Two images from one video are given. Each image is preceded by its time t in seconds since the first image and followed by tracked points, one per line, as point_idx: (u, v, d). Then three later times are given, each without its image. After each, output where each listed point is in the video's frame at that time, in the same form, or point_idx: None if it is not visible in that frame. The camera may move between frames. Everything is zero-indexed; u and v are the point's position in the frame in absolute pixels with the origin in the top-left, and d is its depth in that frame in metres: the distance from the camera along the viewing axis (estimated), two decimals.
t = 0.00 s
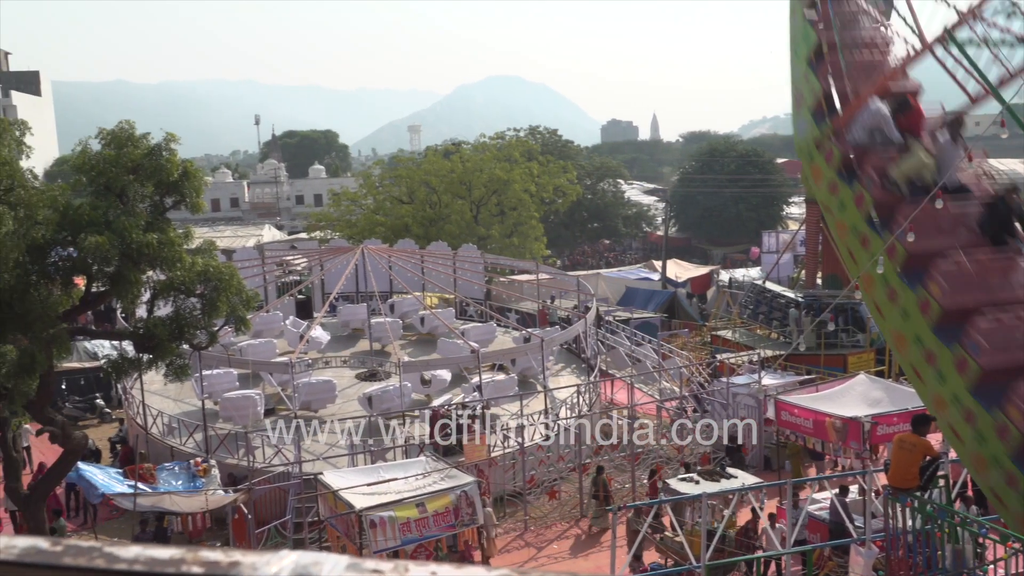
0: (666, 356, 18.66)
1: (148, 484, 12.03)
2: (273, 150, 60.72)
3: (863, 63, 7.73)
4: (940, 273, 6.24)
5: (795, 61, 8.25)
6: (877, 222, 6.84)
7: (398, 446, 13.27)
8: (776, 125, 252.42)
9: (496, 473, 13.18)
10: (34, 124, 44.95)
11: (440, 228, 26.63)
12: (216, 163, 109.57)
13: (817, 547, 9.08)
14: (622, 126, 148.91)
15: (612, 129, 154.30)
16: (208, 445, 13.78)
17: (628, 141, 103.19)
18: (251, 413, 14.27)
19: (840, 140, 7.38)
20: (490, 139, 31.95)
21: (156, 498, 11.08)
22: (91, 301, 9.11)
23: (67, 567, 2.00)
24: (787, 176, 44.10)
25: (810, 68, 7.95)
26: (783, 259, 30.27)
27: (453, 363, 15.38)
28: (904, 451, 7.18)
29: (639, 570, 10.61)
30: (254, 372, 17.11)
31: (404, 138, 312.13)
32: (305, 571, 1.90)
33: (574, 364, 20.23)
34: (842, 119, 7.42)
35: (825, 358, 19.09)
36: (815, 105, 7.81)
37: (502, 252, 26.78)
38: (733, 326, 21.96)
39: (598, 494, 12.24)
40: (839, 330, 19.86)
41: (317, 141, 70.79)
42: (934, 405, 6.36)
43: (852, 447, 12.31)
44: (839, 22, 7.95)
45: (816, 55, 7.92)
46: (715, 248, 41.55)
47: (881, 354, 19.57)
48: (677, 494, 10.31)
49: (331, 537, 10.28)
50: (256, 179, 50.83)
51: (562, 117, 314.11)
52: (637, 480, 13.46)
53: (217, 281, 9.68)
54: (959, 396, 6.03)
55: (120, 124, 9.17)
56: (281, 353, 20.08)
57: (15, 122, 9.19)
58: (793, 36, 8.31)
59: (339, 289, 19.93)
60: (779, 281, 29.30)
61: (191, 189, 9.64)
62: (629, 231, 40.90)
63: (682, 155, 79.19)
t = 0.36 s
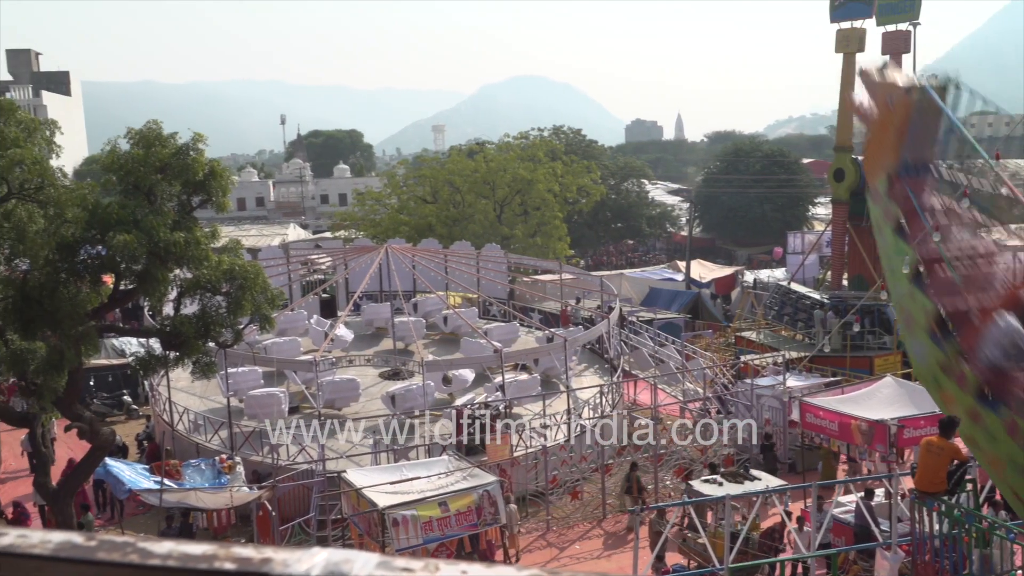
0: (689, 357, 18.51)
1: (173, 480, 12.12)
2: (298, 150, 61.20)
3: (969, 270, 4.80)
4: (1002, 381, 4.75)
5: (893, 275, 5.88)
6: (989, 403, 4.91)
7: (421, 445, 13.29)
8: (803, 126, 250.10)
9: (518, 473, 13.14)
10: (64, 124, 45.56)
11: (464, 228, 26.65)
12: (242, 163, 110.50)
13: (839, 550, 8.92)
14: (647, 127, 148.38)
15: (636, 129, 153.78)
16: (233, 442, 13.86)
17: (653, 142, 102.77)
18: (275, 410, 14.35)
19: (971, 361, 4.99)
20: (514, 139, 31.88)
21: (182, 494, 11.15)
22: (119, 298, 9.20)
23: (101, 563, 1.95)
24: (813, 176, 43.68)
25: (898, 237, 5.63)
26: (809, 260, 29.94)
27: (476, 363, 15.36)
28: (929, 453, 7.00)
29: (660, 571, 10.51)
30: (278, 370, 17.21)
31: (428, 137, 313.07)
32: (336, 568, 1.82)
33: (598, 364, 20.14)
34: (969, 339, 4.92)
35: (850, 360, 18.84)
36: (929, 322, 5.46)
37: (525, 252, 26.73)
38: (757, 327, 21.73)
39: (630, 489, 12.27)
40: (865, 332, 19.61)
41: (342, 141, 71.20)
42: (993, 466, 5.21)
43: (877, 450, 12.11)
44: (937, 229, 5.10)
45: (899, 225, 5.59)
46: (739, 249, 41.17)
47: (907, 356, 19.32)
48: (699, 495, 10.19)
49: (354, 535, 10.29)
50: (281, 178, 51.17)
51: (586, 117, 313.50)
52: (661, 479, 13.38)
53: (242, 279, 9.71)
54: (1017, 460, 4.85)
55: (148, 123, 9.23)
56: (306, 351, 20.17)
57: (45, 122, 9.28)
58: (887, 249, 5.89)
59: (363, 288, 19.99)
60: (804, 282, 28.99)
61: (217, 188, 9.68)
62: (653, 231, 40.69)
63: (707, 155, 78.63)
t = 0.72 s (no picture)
0: (714, 358, 18.36)
1: (198, 476, 12.21)
2: (323, 150, 61.52)
3: None
4: None
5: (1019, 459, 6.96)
6: None
7: (444, 444, 13.30)
8: (830, 125, 247.43)
9: (541, 472, 13.09)
10: (93, 125, 46.18)
11: (488, 228, 26.64)
12: (266, 162, 111.25)
13: (864, 554, 8.74)
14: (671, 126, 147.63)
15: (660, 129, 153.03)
16: (258, 440, 13.96)
17: (677, 142, 102.15)
18: (300, 408, 14.43)
19: None
20: (538, 139, 31.80)
21: (207, 490, 11.25)
22: (146, 296, 9.25)
23: (138, 557, 1.90)
24: (839, 177, 43.19)
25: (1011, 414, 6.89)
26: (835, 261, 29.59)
27: (499, 362, 15.33)
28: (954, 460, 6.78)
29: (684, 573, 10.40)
30: (303, 368, 17.28)
31: (452, 137, 313.69)
32: (367, 566, 1.77)
33: (621, 365, 20.05)
34: None
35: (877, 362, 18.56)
36: None
37: (548, 252, 26.66)
38: (782, 328, 21.36)
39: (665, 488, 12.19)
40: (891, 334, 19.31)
41: (366, 141, 71.49)
42: None
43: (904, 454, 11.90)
44: None
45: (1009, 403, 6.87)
46: (764, 249, 40.76)
47: (935, 359, 19.04)
48: (722, 497, 10.08)
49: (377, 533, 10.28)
50: (306, 178, 51.46)
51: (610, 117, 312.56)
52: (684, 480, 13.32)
53: (268, 278, 9.74)
54: None
55: (176, 123, 9.29)
56: (330, 349, 20.26)
57: (75, 120, 9.33)
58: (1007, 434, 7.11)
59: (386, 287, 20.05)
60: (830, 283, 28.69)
61: (244, 188, 9.73)
62: (677, 232, 40.46)
63: (732, 155, 78.03)
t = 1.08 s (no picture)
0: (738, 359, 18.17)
1: (224, 473, 12.29)
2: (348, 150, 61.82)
3: None
4: None
5: None
6: None
7: (466, 443, 13.27)
8: (857, 125, 244.64)
9: (563, 472, 12.99)
10: (122, 124, 46.75)
11: (511, 227, 26.59)
12: (291, 162, 111.77)
13: (890, 559, 8.54)
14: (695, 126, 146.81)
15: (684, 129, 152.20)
16: (281, 437, 14.01)
17: (701, 142, 101.54)
18: (323, 406, 14.46)
19: None
20: (562, 139, 31.71)
21: (232, 487, 11.30)
22: (173, 294, 9.30)
23: (173, 553, 1.85)
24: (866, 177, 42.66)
25: None
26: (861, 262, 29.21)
27: (521, 362, 15.26)
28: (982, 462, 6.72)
29: None
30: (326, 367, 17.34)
31: (476, 137, 314.00)
32: (398, 564, 1.73)
33: (644, 365, 19.92)
34: None
35: (904, 365, 18.24)
36: None
37: (572, 252, 26.52)
38: (808, 330, 21.13)
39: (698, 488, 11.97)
40: (918, 337, 18.90)
41: (391, 141, 71.72)
42: None
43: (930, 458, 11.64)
44: None
45: None
46: (789, 250, 40.29)
47: (963, 362, 18.73)
48: (746, 499, 9.96)
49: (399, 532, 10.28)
50: (331, 177, 51.73)
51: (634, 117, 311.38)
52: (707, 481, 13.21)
53: (293, 277, 9.79)
54: None
55: (203, 123, 9.33)
56: (354, 348, 20.32)
57: (105, 120, 9.41)
58: None
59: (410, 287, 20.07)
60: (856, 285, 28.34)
61: (270, 187, 9.76)
62: (701, 232, 40.18)
63: (757, 155, 77.41)
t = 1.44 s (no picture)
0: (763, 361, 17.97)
1: (249, 470, 12.36)
2: (373, 150, 62.03)
3: None
4: None
5: None
6: None
7: (489, 442, 13.25)
8: (886, 125, 241.75)
9: (586, 473, 12.91)
10: (152, 124, 47.32)
11: (535, 227, 26.52)
12: (317, 162, 112.43)
13: (919, 564, 8.33)
14: (721, 126, 145.95)
15: (710, 129, 151.20)
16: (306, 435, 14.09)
17: (728, 142, 100.70)
18: (347, 405, 14.51)
19: None
20: (586, 139, 31.59)
21: (257, 483, 11.37)
22: (200, 293, 9.37)
23: (207, 549, 1.84)
24: (895, 178, 42.08)
25: None
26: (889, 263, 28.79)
27: (545, 363, 15.13)
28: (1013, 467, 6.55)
29: None
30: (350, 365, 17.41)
31: (500, 137, 314.21)
32: (430, 563, 1.72)
33: (668, 367, 19.79)
34: None
35: (932, 368, 17.90)
36: None
37: (596, 252, 26.28)
38: (834, 332, 20.80)
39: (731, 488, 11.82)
40: (948, 340, 18.53)
41: (416, 141, 71.79)
42: None
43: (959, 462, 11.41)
44: None
45: None
46: (816, 252, 39.81)
47: (992, 365, 18.41)
48: (770, 503, 9.84)
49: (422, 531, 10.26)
50: (357, 177, 51.96)
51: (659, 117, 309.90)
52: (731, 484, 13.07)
53: (318, 276, 9.85)
54: None
55: (230, 123, 9.39)
56: (378, 347, 20.38)
57: (134, 121, 9.50)
58: None
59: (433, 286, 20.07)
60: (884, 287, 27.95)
61: (296, 187, 9.80)
62: (726, 233, 39.87)
63: (784, 155, 76.65)
